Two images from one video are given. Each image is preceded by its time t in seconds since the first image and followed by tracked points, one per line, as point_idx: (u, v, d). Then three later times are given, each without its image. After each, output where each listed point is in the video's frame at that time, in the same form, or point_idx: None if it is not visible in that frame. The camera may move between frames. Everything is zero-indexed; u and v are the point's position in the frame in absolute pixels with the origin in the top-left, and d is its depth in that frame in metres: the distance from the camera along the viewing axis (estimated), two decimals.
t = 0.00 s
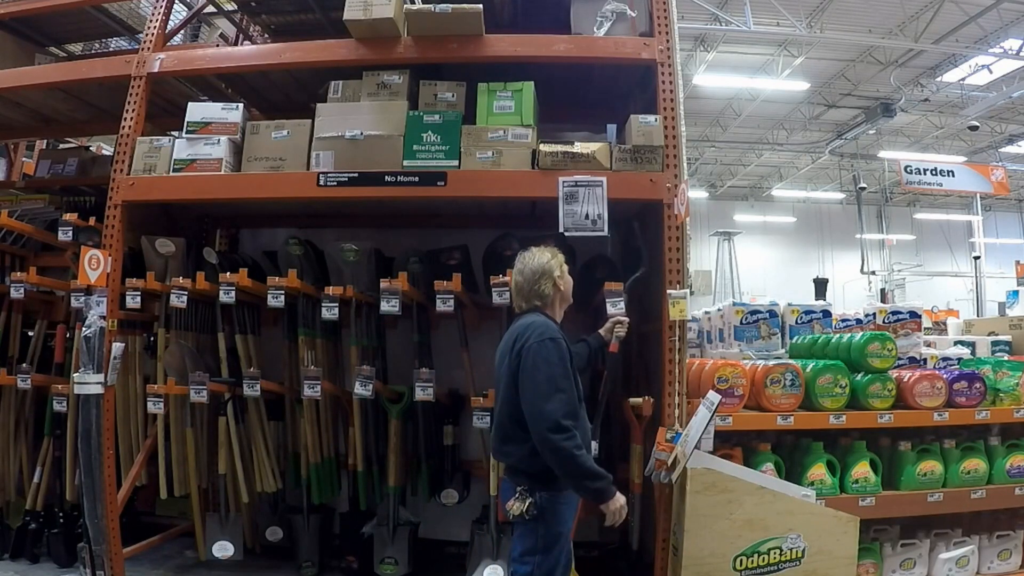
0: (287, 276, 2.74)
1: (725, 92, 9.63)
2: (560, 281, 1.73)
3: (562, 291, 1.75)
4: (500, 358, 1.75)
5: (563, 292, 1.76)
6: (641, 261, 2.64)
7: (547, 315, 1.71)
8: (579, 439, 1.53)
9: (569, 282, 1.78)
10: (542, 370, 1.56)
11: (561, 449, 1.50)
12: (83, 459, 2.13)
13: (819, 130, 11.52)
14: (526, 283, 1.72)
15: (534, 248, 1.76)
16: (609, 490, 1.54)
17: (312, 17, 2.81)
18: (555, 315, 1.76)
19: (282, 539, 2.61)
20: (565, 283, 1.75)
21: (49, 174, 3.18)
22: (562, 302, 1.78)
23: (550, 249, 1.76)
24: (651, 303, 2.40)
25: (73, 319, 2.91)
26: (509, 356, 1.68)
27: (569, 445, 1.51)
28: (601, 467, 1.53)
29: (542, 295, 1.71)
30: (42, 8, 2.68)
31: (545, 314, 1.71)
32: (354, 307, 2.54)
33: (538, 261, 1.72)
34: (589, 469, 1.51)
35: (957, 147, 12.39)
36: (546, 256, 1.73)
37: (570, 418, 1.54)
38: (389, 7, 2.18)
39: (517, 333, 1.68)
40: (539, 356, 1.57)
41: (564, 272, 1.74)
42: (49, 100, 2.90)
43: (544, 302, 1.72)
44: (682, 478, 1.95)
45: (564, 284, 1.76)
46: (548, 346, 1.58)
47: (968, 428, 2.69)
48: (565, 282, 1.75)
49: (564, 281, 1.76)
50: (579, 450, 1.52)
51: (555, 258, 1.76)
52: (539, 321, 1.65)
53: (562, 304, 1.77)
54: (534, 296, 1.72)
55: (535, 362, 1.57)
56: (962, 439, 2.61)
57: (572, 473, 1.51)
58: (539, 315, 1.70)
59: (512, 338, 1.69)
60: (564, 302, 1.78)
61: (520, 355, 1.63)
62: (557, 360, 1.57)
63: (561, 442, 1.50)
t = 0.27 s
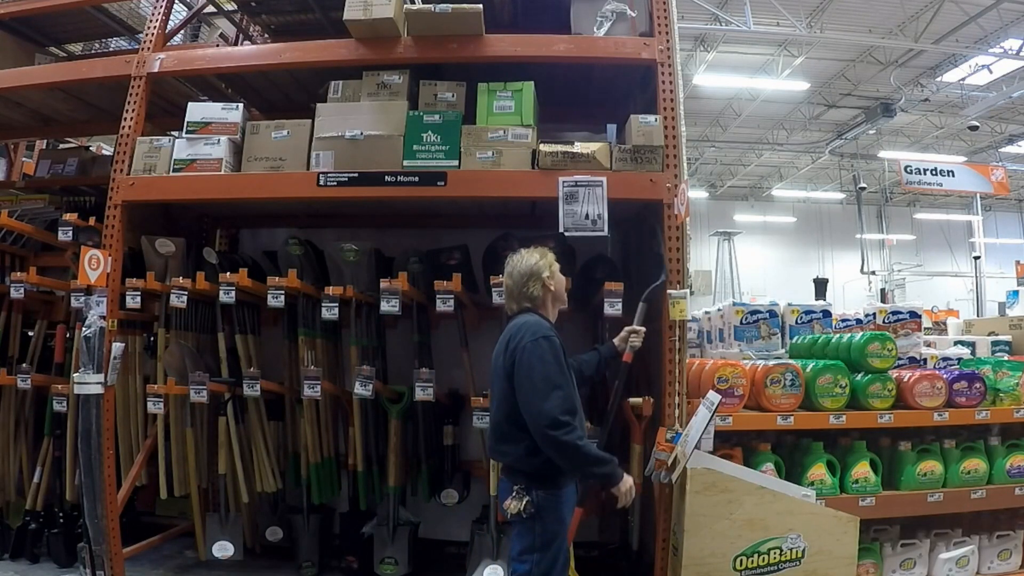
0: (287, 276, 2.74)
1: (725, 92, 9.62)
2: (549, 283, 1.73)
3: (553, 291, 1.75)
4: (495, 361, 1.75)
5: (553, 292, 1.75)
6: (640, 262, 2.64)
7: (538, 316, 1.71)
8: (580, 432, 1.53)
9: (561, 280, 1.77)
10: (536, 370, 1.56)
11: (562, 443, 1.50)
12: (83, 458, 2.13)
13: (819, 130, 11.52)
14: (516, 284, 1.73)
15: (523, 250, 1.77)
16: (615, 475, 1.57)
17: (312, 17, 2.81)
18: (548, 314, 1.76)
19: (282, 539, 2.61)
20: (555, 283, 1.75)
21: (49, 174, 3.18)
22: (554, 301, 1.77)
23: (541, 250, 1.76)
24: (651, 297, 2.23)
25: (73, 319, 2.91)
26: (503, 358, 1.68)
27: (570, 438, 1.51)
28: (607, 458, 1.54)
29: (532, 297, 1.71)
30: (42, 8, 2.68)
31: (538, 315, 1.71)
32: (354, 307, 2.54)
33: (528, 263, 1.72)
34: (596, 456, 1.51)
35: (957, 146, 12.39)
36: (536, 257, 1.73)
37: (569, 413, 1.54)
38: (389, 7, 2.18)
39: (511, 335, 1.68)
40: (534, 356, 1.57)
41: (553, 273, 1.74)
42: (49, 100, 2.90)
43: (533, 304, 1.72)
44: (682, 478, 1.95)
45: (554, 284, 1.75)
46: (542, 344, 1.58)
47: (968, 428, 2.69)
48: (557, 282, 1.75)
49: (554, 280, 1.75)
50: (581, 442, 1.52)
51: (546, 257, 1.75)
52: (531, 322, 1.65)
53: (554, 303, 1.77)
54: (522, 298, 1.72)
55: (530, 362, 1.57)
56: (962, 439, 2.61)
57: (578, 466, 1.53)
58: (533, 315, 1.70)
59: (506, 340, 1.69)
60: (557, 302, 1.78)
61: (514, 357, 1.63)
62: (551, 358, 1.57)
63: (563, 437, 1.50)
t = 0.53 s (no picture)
0: (287, 275, 2.74)
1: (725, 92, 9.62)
2: (539, 286, 1.71)
3: (546, 294, 1.73)
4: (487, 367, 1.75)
5: (546, 296, 1.74)
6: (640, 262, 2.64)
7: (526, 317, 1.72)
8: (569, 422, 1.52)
9: (560, 279, 1.74)
10: (520, 371, 1.55)
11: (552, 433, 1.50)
12: (83, 458, 2.13)
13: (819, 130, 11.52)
14: (509, 285, 1.75)
15: (519, 251, 1.77)
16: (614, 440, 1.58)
17: (312, 17, 2.81)
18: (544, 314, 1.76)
19: (282, 539, 2.62)
20: (548, 286, 1.72)
21: (49, 174, 3.18)
22: (551, 303, 1.75)
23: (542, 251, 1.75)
24: (656, 296, 2.09)
25: (73, 319, 2.90)
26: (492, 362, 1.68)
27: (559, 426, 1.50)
28: (600, 433, 1.54)
29: (521, 299, 1.73)
30: (42, 8, 2.68)
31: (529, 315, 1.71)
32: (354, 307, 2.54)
33: (521, 263, 1.72)
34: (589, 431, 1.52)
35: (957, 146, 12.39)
36: (530, 257, 1.72)
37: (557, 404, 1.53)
38: (389, 7, 2.18)
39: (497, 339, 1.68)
40: (516, 357, 1.57)
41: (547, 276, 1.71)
42: (49, 100, 2.90)
43: (522, 305, 1.73)
44: (682, 479, 1.95)
45: (548, 286, 1.73)
46: (525, 343, 1.58)
47: (968, 428, 2.69)
48: (556, 283, 1.73)
49: (548, 282, 1.72)
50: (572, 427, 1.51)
51: (544, 257, 1.73)
52: (514, 323, 1.65)
53: (550, 304, 1.75)
54: (512, 300, 1.74)
55: (513, 363, 1.57)
56: (962, 439, 2.61)
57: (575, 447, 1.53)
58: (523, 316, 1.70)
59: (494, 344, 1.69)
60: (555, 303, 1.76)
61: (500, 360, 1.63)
62: (535, 356, 1.57)
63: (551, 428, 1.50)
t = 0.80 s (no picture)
0: (286, 275, 2.74)
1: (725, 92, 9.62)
2: (523, 288, 1.67)
3: (529, 295, 1.68)
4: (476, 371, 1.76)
5: (529, 297, 1.68)
6: (640, 263, 2.65)
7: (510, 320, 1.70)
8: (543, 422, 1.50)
9: (548, 280, 1.67)
10: (491, 374, 1.55)
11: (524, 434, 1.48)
12: (83, 458, 2.13)
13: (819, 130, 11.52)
14: (501, 285, 1.74)
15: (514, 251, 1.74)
16: (598, 444, 1.50)
17: (312, 17, 2.81)
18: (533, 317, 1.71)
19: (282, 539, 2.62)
20: (530, 288, 1.67)
21: (49, 174, 3.18)
22: (538, 305, 1.70)
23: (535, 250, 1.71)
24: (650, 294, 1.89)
25: (73, 319, 2.90)
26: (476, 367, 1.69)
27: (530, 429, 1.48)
28: (578, 437, 1.48)
29: (507, 300, 1.71)
30: (42, 8, 2.68)
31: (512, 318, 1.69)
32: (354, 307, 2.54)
33: (511, 264, 1.69)
34: (565, 437, 1.47)
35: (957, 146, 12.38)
36: (518, 258, 1.68)
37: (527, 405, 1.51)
38: (389, 7, 2.18)
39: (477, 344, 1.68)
40: (487, 361, 1.57)
41: (531, 275, 1.66)
42: (49, 100, 2.90)
43: (510, 306, 1.72)
44: (682, 479, 1.95)
45: (530, 287, 1.67)
46: (496, 347, 1.57)
47: (968, 428, 2.69)
48: (548, 282, 1.68)
49: (530, 284, 1.67)
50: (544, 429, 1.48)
51: (534, 256, 1.68)
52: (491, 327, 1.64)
53: (537, 307, 1.70)
54: (502, 300, 1.74)
55: (485, 367, 1.57)
56: (962, 439, 2.61)
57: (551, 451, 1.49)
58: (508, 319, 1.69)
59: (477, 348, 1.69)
60: (543, 306, 1.70)
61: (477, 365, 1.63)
62: (505, 359, 1.55)
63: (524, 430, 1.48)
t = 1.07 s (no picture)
0: (286, 275, 2.74)
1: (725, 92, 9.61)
2: (508, 287, 1.63)
3: (516, 296, 1.62)
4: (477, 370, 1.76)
5: (517, 298, 1.62)
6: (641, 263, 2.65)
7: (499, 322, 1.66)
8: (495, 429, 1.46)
9: (535, 281, 1.60)
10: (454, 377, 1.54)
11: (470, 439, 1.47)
12: (83, 458, 2.13)
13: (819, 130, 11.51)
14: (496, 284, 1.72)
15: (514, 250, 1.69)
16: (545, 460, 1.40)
17: (312, 17, 2.81)
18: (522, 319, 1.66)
19: (281, 539, 2.62)
20: (516, 288, 1.61)
21: (49, 174, 3.18)
22: (526, 306, 1.63)
23: (526, 250, 1.64)
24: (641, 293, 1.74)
25: (73, 319, 2.90)
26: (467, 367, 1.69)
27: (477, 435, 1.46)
28: (521, 452, 1.41)
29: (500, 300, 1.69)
30: (42, 8, 2.68)
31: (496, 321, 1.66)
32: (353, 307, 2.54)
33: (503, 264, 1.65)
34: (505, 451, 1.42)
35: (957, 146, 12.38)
36: (509, 258, 1.64)
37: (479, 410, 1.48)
38: (389, 7, 2.18)
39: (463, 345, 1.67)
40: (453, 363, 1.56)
41: (518, 276, 1.60)
42: (49, 100, 2.90)
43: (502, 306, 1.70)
44: (682, 478, 1.94)
45: (515, 287, 1.62)
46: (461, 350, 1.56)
47: (968, 428, 2.69)
48: (534, 284, 1.61)
49: (515, 284, 1.61)
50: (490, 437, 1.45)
51: (524, 257, 1.62)
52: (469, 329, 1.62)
53: (525, 308, 1.63)
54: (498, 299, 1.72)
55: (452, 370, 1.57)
56: (962, 439, 2.61)
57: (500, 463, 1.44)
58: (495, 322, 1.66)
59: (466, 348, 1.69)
60: (532, 308, 1.63)
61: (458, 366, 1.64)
62: (467, 362, 1.53)
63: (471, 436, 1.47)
